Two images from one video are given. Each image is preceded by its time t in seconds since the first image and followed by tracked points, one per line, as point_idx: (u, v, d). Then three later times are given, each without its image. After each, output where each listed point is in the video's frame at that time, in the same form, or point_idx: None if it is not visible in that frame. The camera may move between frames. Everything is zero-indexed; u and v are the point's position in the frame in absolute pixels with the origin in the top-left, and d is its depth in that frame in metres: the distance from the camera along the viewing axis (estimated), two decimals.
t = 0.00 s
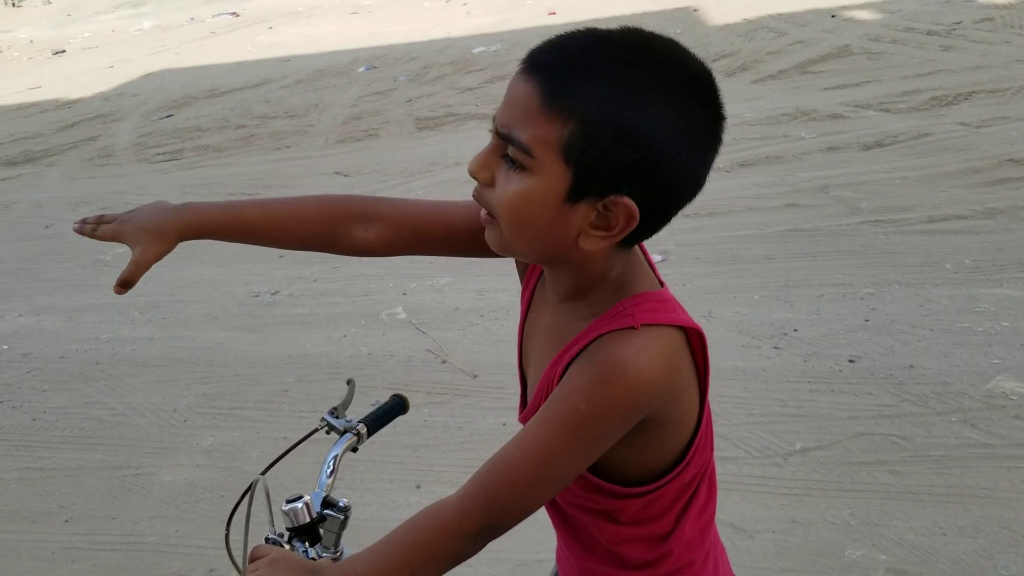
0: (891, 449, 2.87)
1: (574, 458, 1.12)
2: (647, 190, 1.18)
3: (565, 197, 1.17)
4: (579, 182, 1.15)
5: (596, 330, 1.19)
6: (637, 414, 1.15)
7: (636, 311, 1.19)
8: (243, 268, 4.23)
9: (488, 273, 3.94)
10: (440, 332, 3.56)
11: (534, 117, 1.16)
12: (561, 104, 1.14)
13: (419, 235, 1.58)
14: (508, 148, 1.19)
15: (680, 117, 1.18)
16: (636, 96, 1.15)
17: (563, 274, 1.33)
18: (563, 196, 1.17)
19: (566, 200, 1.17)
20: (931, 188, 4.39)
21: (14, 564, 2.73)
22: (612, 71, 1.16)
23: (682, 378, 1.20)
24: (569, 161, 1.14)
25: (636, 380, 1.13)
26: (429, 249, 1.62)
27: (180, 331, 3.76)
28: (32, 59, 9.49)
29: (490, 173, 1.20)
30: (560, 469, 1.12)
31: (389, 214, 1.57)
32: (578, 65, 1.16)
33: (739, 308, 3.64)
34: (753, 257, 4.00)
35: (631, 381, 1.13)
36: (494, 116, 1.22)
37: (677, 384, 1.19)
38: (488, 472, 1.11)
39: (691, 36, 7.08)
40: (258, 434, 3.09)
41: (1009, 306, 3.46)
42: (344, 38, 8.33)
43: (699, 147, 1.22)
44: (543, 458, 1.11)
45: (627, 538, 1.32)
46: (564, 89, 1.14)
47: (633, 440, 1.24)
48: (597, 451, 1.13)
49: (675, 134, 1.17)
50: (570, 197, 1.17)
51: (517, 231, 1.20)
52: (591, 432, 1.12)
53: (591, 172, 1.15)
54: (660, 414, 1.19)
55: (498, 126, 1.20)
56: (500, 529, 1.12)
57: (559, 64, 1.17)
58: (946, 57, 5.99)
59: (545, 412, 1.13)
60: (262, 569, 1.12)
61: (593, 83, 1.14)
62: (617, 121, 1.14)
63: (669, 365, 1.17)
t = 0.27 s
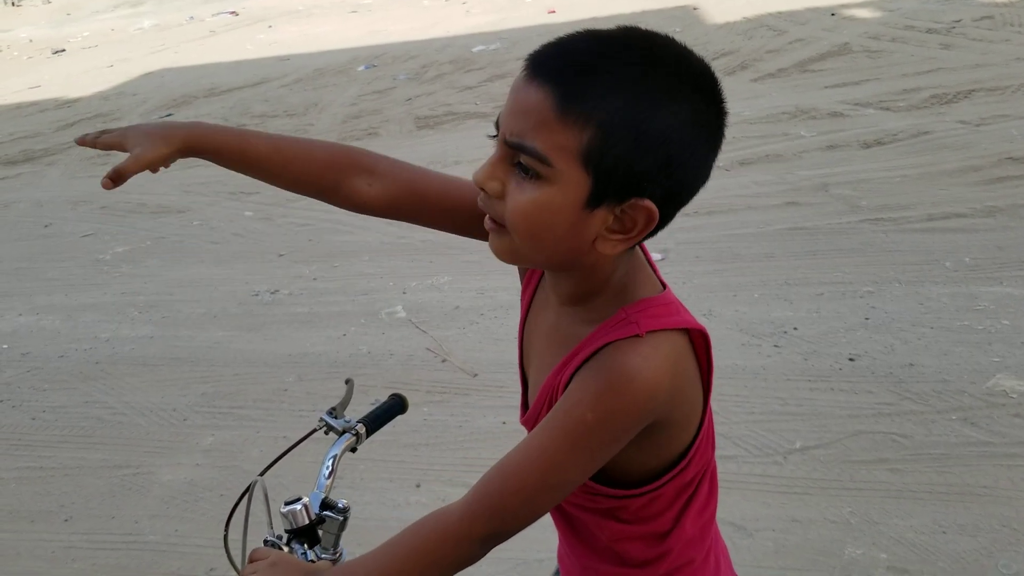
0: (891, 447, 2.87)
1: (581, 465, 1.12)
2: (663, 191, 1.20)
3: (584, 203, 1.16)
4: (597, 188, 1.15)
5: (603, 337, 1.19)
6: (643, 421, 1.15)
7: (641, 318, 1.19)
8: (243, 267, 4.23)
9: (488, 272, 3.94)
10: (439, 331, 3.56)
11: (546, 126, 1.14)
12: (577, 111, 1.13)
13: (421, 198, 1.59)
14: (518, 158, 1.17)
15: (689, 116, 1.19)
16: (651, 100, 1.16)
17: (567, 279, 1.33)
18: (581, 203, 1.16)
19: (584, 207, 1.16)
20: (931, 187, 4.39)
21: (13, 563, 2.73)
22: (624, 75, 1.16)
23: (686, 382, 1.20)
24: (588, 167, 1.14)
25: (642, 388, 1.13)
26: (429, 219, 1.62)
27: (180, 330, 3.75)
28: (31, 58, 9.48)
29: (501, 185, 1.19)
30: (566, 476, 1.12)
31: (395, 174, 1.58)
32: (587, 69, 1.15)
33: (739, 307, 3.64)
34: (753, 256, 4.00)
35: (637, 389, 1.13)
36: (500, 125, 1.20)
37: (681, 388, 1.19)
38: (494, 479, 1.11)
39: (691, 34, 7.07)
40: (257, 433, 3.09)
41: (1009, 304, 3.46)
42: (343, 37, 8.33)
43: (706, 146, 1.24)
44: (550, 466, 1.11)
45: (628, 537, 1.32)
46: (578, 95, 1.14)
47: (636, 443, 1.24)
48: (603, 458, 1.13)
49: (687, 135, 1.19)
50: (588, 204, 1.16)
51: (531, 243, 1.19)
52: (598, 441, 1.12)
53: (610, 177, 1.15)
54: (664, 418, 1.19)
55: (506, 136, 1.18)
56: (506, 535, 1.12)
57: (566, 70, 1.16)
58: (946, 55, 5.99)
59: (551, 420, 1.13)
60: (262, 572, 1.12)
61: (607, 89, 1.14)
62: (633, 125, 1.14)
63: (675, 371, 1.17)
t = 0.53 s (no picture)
0: (891, 447, 2.87)
1: (588, 466, 1.12)
2: (683, 185, 1.23)
3: (609, 202, 1.18)
4: (621, 185, 1.17)
5: (614, 339, 1.19)
6: (652, 424, 1.15)
7: (652, 321, 1.18)
8: (242, 267, 4.23)
9: (488, 272, 3.94)
10: (439, 332, 3.56)
11: (568, 127, 1.15)
12: (600, 111, 1.15)
13: (438, 183, 1.61)
14: (540, 159, 1.18)
15: (707, 112, 1.23)
16: (673, 99, 1.19)
17: (580, 277, 1.33)
18: (607, 201, 1.18)
19: (609, 205, 1.18)
20: (931, 187, 4.39)
21: (13, 563, 2.72)
22: (644, 75, 1.19)
23: (695, 387, 1.20)
24: (613, 165, 1.16)
25: (651, 392, 1.13)
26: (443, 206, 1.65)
27: (179, 330, 3.75)
28: (31, 58, 9.47)
29: (520, 188, 1.19)
30: (573, 477, 1.11)
31: (417, 157, 1.61)
32: (605, 70, 1.18)
33: (740, 307, 3.64)
34: (753, 256, 3.99)
35: (646, 393, 1.13)
36: (516, 128, 1.20)
37: (690, 391, 1.19)
38: (499, 476, 1.11)
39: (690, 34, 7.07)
40: (257, 433, 3.09)
41: (1009, 305, 3.45)
42: (343, 37, 8.32)
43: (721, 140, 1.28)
44: (557, 466, 1.10)
45: (634, 537, 1.31)
46: (600, 96, 1.15)
47: (644, 445, 1.23)
48: (611, 460, 1.13)
49: (705, 130, 1.23)
50: (613, 202, 1.18)
51: (552, 244, 1.20)
52: (607, 443, 1.12)
53: (635, 174, 1.17)
54: (673, 421, 1.19)
55: (525, 138, 1.18)
56: (511, 533, 1.12)
57: (585, 71, 1.17)
58: (946, 55, 5.99)
59: (559, 419, 1.13)
60: (268, 560, 1.11)
61: (628, 88, 1.17)
62: (654, 122, 1.17)
63: (685, 375, 1.17)
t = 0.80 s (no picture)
0: (892, 449, 2.87)
1: (596, 466, 1.12)
2: (708, 183, 1.28)
3: (639, 200, 1.21)
4: (653, 183, 1.20)
5: (625, 339, 1.19)
6: (661, 425, 1.15)
7: (662, 323, 1.18)
8: (242, 268, 4.22)
9: (488, 273, 3.94)
10: (440, 332, 3.56)
11: (602, 125, 1.17)
12: (636, 110, 1.17)
13: (454, 204, 1.65)
14: (570, 157, 1.19)
15: (731, 110, 1.28)
16: (701, 99, 1.23)
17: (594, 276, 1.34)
18: (637, 200, 1.20)
19: (640, 204, 1.21)
20: (932, 189, 4.39)
21: (13, 564, 2.72)
22: (674, 75, 1.22)
23: (705, 388, 1.20)
24: (647, 164, 1.19)
25: (661, 393, 1.13)
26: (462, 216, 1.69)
27: (179, 330, 3.75)
28: (30, 58, 9.47)
29: (550, 185, 1.20)
30: (582, 476, 1.11)
31: (430, 180, 1.64)
32: (637, 70, 1.20)
33: (740, 308, 3.64)
34: (753, 257, 3.99)
35: (656, 394, 1.13)
36: (545, 125, 1.21)
37: (700, 392, 1.19)
38: (506, 474, 1.11)
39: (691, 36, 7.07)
40: (257, 434, 3.08)
41: (1010, 306, 3.45)
42: (343, 37, 8.32)
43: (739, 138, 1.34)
44: (566, 465, 1.11)
45: (642, 537, 1.31)
46: (636, 95, 1.18)
47: (653, 445, 1.23)
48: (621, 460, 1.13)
49: (729, 128, 1.28)
50: (643, 200, 1.21)
51: (579, 242, 1.22)
52: (615, 444, 1.12)
53: (668, 172, 1.21)
54: (683, 421, 1.19)
55: (555, 136, 1.19)
56: (516, 530, 1.12)
57: (617, 70, 1.20)
58: (946, 57, 5.99)
59: (568, 419, 1.12)
60: (273, 557, 1.10)
61: (661, 88, 1.20)
62: (683, 122, 1.21)
63: (695, 376, 1.17)
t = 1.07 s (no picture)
0: (891, 451, 2.87)
1: (593, 464, 1.12)
2: (720, 185, 1.31)
3: (659, 205, 1.22)
4: (673, 188, 1.22)
5: (623, 338, 1.19)
6: (659, 424, 1.15)
7: (661, 322, 1.19)
8: (242, 267, 4.22)
9: (489, 274, 3.94)
10: (440, 333, 3.56)
11: (625, 134, 1.17)
12: (660, 117, 1.18)
13: (464, 213, 1.66)
14: (592, 165, 1.18)
15: (740, 115, 1.32)
16: (716, 104, 1.27)
17: (598, 279, 1.35)
18: (658, 205, 1.22)
19: (660, 209, 1.22)
20: (933, 191, 4.39)
21: (14, 563, 2.72)
22: (692, 82, 1.24)
23: (704, 388, 1.20)
24: (669, 169, 1.20)
25: (658, 390, 1.13)
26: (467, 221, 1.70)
27: (180, 330, 3.75)
28: (31, 57, 9.46)
29: (571, 193, 1.18)
30: (578, 475, 1.12)
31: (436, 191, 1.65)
32: (660, 78, 1.21)
33: (740, 309, 3.64)
34: (754, 258, 4.00)
35: (653, 391, 1.13)
36: (564, 132, 1.20)
37: (701, 391, 1.19)
38: (502, 473, 1.11)
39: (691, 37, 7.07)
40: (257, 434, 3.08)
41: (1010, 309, 3.45)
42: (344, 37, 8.32)
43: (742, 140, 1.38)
44: (563, 464, 1.11)
45: (643, 539, 1.31)
46: (659, 103, 1.19)
47: (652, 445, 1.24)
48: (617, 459, 1.13)
49: (737, 131, 1.31)
50: (659, 208, 1.22)
51: (597, 249, 1.21)
52: (612, 442, 1.12)
53: (687, 176, 1.23)
54: (682, 421, 1.19)
55: (577, 143, 1.18)
56: (513, 530, 1.12)
57: (639, 79, 1.20)
58: (947, 59, 5.99)
59: (566, 417, 1.13)
60: (274, 559, 1.09)
61: (681, 95, 1.22)
62: (699, 130, 1.23)
63: (693, 375, 1.17)
